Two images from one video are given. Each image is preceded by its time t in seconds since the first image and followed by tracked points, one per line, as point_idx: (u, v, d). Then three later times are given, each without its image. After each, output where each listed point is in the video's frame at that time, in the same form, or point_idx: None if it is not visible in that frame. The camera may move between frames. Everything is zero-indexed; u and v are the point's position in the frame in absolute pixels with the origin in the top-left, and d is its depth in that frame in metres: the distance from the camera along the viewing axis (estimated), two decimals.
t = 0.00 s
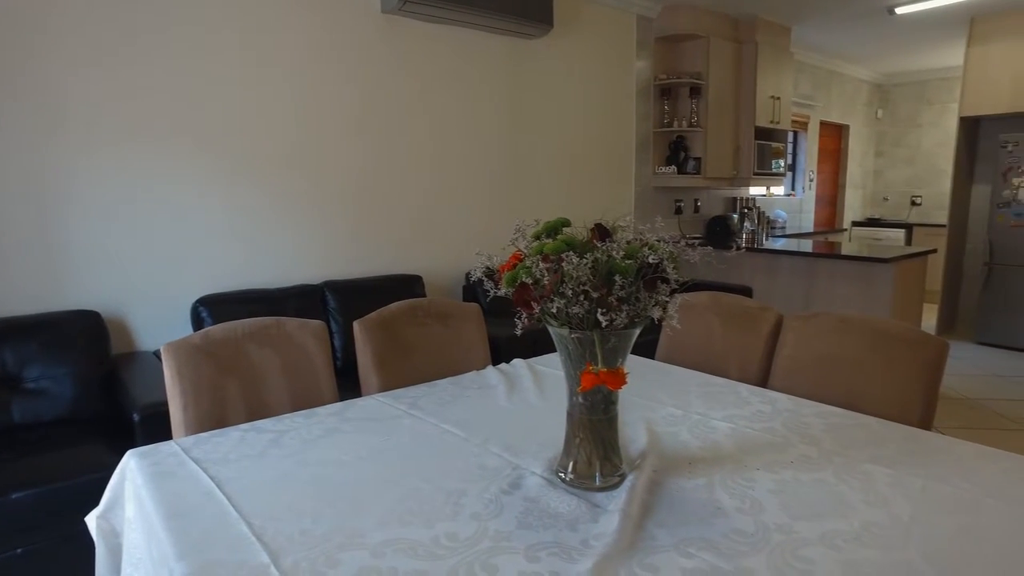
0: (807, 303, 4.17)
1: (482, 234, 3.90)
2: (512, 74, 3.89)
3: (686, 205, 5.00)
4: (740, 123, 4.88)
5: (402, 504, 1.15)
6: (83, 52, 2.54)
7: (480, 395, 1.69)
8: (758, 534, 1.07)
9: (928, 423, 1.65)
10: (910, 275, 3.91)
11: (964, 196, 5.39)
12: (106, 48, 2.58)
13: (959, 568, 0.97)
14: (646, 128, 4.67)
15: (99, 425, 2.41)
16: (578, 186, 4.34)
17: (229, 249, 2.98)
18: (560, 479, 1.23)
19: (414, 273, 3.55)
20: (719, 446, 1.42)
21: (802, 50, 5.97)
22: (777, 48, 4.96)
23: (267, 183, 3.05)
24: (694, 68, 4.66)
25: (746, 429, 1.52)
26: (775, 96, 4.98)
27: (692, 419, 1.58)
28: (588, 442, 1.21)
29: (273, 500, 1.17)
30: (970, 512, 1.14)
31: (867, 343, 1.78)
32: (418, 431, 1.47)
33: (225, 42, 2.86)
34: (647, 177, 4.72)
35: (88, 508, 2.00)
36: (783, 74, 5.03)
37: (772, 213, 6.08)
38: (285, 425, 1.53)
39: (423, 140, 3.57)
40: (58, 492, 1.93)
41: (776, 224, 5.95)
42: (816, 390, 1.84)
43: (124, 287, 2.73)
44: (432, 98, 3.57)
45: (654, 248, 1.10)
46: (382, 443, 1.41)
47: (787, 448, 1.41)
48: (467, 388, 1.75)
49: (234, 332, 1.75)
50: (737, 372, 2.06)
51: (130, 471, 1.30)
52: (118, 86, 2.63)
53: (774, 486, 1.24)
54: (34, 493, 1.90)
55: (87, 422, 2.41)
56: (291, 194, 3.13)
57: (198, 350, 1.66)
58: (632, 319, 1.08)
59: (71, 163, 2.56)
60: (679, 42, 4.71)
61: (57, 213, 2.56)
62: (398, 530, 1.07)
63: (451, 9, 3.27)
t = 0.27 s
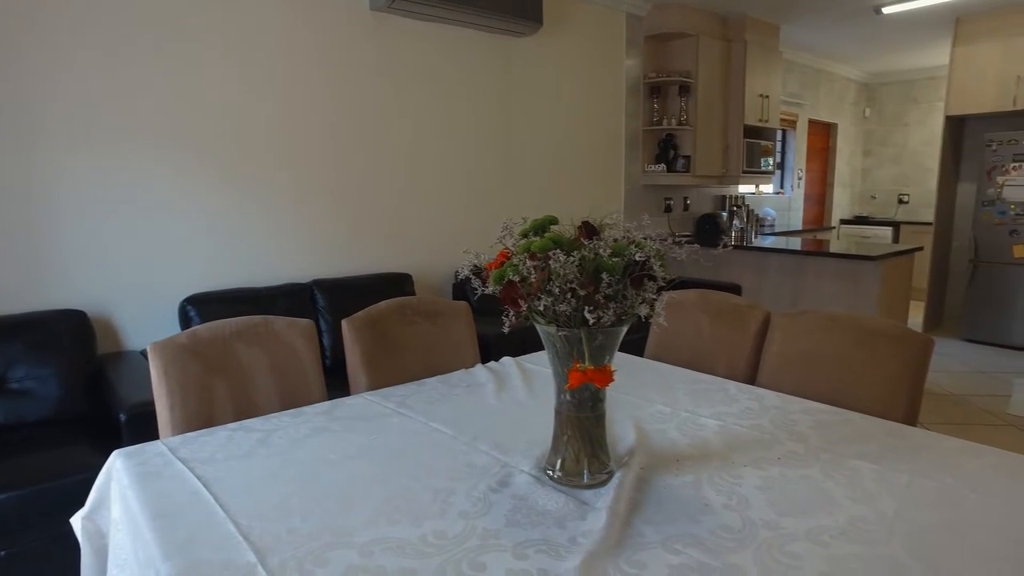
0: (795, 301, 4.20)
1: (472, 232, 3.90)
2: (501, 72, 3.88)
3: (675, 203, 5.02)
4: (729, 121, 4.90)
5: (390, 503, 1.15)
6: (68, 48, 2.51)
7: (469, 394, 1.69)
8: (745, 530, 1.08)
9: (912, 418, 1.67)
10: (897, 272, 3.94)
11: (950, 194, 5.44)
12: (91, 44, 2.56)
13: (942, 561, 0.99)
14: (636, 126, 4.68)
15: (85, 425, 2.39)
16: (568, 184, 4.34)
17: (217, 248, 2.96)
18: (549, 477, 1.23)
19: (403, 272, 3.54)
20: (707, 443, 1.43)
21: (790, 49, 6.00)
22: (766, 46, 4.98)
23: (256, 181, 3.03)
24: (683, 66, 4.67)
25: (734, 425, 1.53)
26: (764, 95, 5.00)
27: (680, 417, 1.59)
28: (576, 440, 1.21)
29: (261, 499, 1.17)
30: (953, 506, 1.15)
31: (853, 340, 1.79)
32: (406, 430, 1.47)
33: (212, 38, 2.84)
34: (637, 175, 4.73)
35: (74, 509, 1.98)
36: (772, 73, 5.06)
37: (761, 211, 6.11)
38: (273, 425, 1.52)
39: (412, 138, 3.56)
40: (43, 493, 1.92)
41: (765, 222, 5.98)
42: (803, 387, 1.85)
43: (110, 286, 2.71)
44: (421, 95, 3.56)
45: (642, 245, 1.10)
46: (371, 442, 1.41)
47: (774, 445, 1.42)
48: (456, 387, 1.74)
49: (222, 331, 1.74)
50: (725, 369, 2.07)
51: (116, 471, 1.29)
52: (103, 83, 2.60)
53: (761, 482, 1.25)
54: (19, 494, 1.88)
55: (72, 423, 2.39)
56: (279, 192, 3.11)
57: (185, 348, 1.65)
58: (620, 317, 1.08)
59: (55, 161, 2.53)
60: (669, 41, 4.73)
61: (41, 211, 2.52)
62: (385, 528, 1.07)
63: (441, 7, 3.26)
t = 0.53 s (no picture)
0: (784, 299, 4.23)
1: (461, 231, 3.90)
2: (491, 70, 3.88)
3: (665, 202, 5.04)
4: (718, 120, 4.93)
5: (378, 502, 1.15)
6: (52, 44, 2.49)
7: (457, 392, 1.69)
8: (731, 526, 1.09)
9: (898, 414, 1.69)
10: (884, 270, 3.97)
11: (936, 192, 5.49)
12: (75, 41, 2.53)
13: (924, 555, 1.00)
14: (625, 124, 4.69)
15: (71, 426, 2.37)
16: (558, 183, 4.35)
17: (205, 247, 2.95)
18: (537, 475, 1.24)
19: (393, 271, 3.54)
20: (695, 440, 1.44)
21: (779, 48, 6.03)
22: (755, 45, 5.01)
23: (244, 179, 3.02)
24: (672, 65, 4.69)
25: (721, 422, 1.54)
26: (753, 94, 5.03)
27: (668, 414, 1.60)
28: (564, 438, 1.22)
29: (248, 499, 1.16)
30: (935, 501, 1.16)
31: (840, 337, 1.81)
32: (395, 428, 1.47)
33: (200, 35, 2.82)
34: (626, 173, 4.74)
35: (61, 511, 1.96)
36: (761, 72, 5.09)
37: (750, 210, 6.14)
38: (261, 424, 1.52)
39: (401, 136, 3.55)
40: (28, 494, 1.90)
41: (754, 220, 6.02)
42: (790, 384, 1.87)
43: (96, 285, 2.69)
44: (410, 94, 3.55)
45: (628, 243, 1.10)
46: (359, 440, 1.41)
47: (761, 442, 1.44)
48: (445, 385, 1.75)
49: (209, 330, 1.73)
50: (713, 367, 2.08)
51: (102, 471, 1.28)
52: (88, 80, 2.58)
53: (747, 479, 1.26)
54: (4, 496, 1.86)
55: (58, 424, 2.37)
56: (268, 190, 3.10)
57: (172, 348, 1.64)
58: (607, 315, 1.08)
59: (39, 159, 2.50)
60: (658, 40, 4.74)
61: (25, 209, 2.49)
62: (373, 527, 1.07)
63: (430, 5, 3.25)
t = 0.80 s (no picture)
0: (773, 297, 4.26)
1: (452, 229, 3.90)
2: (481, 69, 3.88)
3: (655, 200, 5.06)
4: (709, 119, 4.95)
5: (367, 500, 1.15)
6: (38, 42, 2.46)
7: (447, 391, 1.69)
8: (719, 523, 1.10)
9: (885, 411, 1.70)
10: (872, 268, 4.01)
11: (923, 191, 5.54)
12: (62, 39, 2.51)
13: (909, 550, 1.01)
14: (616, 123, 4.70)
15: (59, 426, 2.35)
16: (548, 182, 4.35)
17: (194, 246, 2.93)
18: (526, 473, 1.24)
19: (382, 270, 3.53)
20: (683, 437, 1.45)
21: (769, 47, 6.06)
22: (744, 45, 5.03)
23: (233, 178, 3.00)
24: (663, 64, 4.71)
25: (710, 420, 1.55)
26: (743, 92, 5.05)
27: (657, 411, 1.60)
28: (553, 436, 1.22)
29: (237, 498, 1.16)
30: (919, 496, 1.18)
31: (828, 334, 1.82)
32: (384, 427, 1.47)
33: (188, 33, 2.80)
34: (617, 172, 4.74)
35: (48, 512, 1.95)
36: (750, 71, 5.11)
37: (740, 208, 6.17)
38: (250, 423, 1.51)
39: (391, 135, 3.54)
40: (15, 496, 1.88)
41: (744, 219, 6.05)
42: (779, 381, 1.88)
43: (84, 285, 2.67)
44: (400, 92, 3.55)
45: (616, 242, 1.11)
46: (349, 439, 1.41)
47: (749, 438, 1.45)
48: (435, 384, 1.75)
49: (198, 330, 1.72)
50: (702, 364, 2.09)
51: (89, 472, 1.28)
52: (75, 79, 2.56)
53: (735, 475, 1.27)
54: None
55: (46, 425, 2.35)
56: (257, 189, 3.08)
57: (160, 347, 1.63)
58: (595, 313, 1.09)
59: (25, 157, 2.48)
60: (648, 38, 4.76)
61: (11, 209, 2.47)
62: (362, 525, 1.07)
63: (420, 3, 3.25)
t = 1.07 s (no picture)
0: (761, 295, 4.29)
1: (441, 228, 3.90)
2: (469, 68, 3.88)
3: (644, 199, 5.08)
4: (698, 118, 4.97)
5: (354, 499, 1.15)
6: (22, 39, 2.43)
7: (435, 390, 1.69)
8: (705, 519, 1.11)
9: (869, 407, 1.72)
10: (859, 266, 4.04)
11: (909, 189, 5.60)
12: (46, 36, 2.48)
13: (891, 544, 1.02)
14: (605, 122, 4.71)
15: (45, 427, 2.33)
16: (537, 180, 4.36)
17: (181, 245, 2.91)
18: (513, 471, 1.24)
19: (371, 268, 3.52)
20: (670, 435, 1.46)
21: (757, 46, 6.09)
22: (733, 44, 5.06)
23: (221, 177, 2.99)
24: (652, 63, 4.73)
25: (696, 417, 1.57)
26: (731, 91, 5.08)
27: (644, 409, 1.61)
28: (541, 434, 1.23)
29: (224, 498, 1.16)
30: (902, 491, 1.19)
31: (814, 331, 1.84)
32: (372, 426, 1.47)
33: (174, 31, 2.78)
34: (606, 171, 4.73)
35: (33, 514, 1.94)
36: (739, 70, 5.14)
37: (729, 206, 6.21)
38: (237, 423, 1.51)
39: (379, 134, 3.54)
40: None
41: (733, 217, 6.08)
42: (766, 378, 1.90)
43: (69, 284, 2.64)
44: (388, 91, 3.54)
45: (602, 240, 1.11)
46: (337, 439, 1.40)
47: (735, 436, 1.46)
48: (423, 383, 1.75)
49: (184, 329, 1.71)
50: (690, 362, 2.10)
51: (73, 473, 1.27)
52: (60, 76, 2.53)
53: (721, 472, 1.28)
54: None
55: (30, 426, 2.33)
56: (245, 187, 3.07)
57: (146, 347, 1.62)
58: (581, 312, 1.09)
59: (8, 156, 2.44)
60: (637, 37, 4.78)
61: None
62: (349, 525, 1.07)
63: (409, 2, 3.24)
